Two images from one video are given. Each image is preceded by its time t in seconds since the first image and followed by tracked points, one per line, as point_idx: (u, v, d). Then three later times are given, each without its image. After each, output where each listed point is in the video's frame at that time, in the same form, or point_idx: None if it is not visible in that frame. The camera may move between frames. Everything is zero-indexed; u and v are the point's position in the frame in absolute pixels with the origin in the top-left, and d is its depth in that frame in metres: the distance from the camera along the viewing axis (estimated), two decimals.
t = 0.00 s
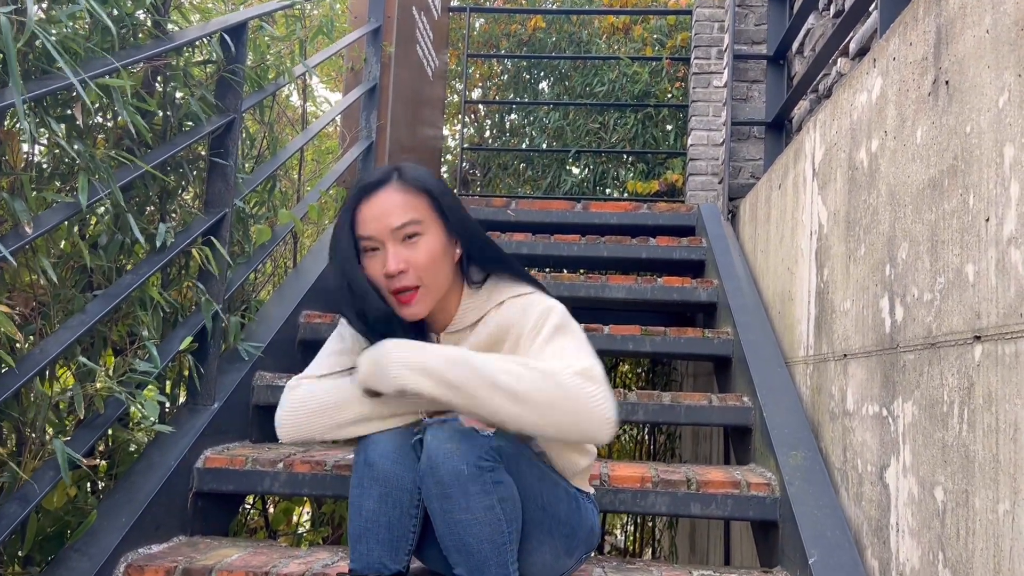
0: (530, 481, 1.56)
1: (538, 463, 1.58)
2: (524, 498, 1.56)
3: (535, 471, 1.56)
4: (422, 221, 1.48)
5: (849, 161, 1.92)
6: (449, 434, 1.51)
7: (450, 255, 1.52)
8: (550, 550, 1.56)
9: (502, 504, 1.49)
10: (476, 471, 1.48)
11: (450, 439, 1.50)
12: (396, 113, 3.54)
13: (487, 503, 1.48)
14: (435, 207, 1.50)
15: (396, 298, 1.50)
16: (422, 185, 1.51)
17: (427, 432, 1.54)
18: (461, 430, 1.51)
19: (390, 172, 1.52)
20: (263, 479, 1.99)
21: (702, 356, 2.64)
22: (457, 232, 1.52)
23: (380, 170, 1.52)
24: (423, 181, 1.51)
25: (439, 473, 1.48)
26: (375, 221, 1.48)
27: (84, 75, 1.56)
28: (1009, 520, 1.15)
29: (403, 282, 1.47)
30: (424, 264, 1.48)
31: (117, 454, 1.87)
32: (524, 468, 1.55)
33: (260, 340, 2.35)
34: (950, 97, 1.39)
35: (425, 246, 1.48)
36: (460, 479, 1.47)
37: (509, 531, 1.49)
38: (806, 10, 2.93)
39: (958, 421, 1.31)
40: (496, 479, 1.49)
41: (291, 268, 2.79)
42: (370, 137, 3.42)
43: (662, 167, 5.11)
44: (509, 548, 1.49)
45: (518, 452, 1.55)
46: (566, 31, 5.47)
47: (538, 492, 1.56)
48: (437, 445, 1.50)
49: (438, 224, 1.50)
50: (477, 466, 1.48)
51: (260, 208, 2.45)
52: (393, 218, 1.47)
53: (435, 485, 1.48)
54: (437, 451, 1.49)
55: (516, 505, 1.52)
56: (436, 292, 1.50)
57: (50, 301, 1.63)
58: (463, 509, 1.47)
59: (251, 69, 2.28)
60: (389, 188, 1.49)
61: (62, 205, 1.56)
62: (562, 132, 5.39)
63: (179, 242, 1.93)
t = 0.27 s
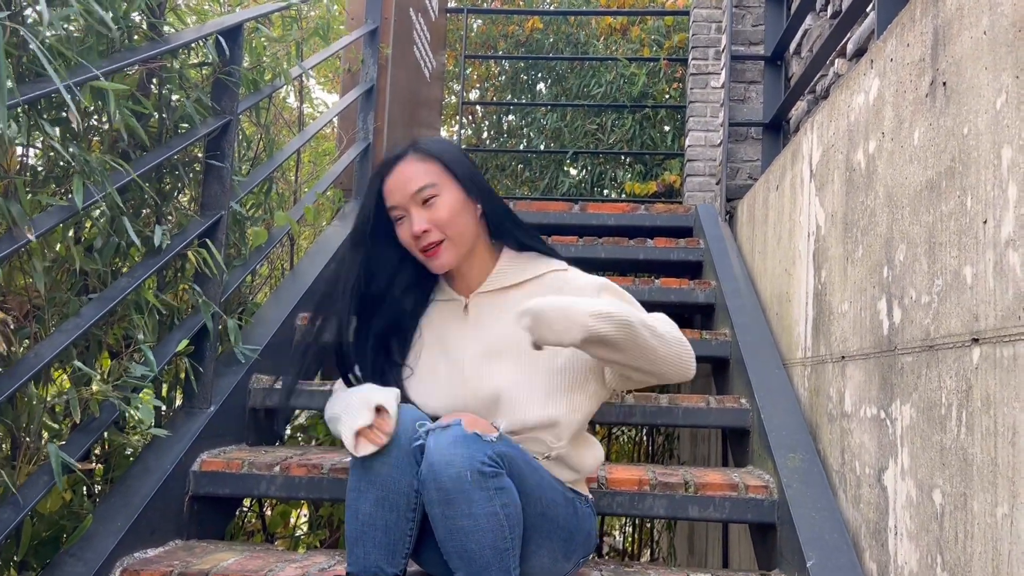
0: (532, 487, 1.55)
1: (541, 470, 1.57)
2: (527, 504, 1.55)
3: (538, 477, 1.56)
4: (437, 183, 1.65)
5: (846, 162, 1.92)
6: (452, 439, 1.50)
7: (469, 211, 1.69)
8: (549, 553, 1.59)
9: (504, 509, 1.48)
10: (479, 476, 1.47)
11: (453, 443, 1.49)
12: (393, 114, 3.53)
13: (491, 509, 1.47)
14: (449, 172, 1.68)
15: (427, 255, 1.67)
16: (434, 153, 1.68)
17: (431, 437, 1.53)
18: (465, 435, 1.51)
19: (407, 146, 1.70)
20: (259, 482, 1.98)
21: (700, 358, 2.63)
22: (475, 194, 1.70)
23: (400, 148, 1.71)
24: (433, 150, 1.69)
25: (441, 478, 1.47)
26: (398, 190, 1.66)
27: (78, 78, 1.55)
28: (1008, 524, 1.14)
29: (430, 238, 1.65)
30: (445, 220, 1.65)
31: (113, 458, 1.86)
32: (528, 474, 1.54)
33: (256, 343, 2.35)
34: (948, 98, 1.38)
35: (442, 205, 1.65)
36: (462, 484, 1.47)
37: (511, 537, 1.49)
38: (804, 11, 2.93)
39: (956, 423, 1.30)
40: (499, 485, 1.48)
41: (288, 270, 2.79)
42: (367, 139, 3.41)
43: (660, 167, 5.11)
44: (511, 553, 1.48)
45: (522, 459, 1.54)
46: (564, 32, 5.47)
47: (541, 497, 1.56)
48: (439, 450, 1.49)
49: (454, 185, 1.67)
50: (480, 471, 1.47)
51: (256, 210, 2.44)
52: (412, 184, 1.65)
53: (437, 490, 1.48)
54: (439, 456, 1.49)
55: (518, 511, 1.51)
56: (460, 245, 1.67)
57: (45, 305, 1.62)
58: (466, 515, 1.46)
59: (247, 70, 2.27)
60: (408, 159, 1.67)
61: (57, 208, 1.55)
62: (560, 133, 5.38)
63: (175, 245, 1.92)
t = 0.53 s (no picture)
0: (534, 490, 1.54)
1: (545, 473, 1.57)
2: (527, 507, 1.55)
3: (541, 481, 1.55)
4: (505, 186, 1.80)
5: (843, 165, 1.91)
6: (463, 434, 1.50)
7: (524, 216, 1.84)
8: (549, 559, 1.58)
9: (505, 511, 1.47)
10: (484, 475, 1.46)
11: (464, 438, 1.49)
12: (390, 116, 3.53)
13: (492, 510, 1.46)
14: (519, 176, 1.82)
15: (474, 245, 1.82)
16: (509, 155, 1.81)
17: (443, 430, 1.53)
18: (477, 432, 1.51)
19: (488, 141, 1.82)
20: (254, 487, 1.97)
21: (697, 360, 2.63)
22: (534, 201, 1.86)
23: (479, 139, 1.83)
24: (510, 152, 1.82)
25: (447, 472, 1.47)
26: (470, 177, 1.79)
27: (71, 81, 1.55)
28: (1007, 528, 1.13)
29: (483, 232, 1.80)
30: (502, 221, 1.79)
31: (108, 463, 1.86)
32: (531, 477, 1.54)
33: (252, 346, 2.34)
34: (944, 100, 1.38)
35: (505, 206, 1.80)
36: (467, 481, 1.46)
37: (509, 541, 1.47)
38: (800, 13, 2.93)
39: (954, 427, 1.30)
40: (502, 485, 1.48)
41: (285, 273, 2.78)
42: (364, 142, 3.41)
43: (657, 169, 5.14)
44: (506, 558, 1.47)
45: (527, 460, 1.53)
46: (560, 34, 5.46)
47: (542, 502, 1.55)
48: (449, 443, 1.49)
49: (519, 190, 1.82)
50: (486, 470, 1.47)
51: (252, 213, 2.43)
52: (485, 180, 1.78)
53: (441, 485, 1.47)
54: (448, 451, 1.48)
55: (518, 515, 1.50)
56: (507, 246, 1.82)
57: (38, 310, 1.61)
58: (466, 513, 1.45)
59: (242, 73, 2.26)
60: (485, 154, 1.80)
61: (50, 213, 1.55)
62: (557, 135, 5.37)
63: (169, 249, 1.92)
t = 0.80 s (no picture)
0: (521, 496, 1.53)
1: (531, 478, 1.55)
2: (515, 513, 1.53)
3: (526, 486, 1.53)
4: (521, 214, 1.76)
5: (839, 168, 1.90)
6: (444, 439, 1.50)
7: (538, 240, 1.81)
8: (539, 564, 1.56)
9: (490, 516, 1.46)
10: (466, 479, 1.45)
11: (444, 443, 1.49)
12: (385, 120, 3.52)
13: (475, 514, 1.45)
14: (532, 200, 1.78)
15: (489, 268, 1.80)
16: (524, 182, 1.77)
17: (424, 436, 1.54)
18: (458, 437, 1.51)
19: (503, 166, 1.78)
20: (248, 493, 1.96)
21: (693, 364, 2.62)
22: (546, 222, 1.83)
23: (493, 163, 1.78)
24: (526, 178, 1.78)
25: (428, 477, 1.46)
26: (484, 205, 1.75)
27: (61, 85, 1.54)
28: (1005, 533, 1.13)
29: (498, 259, 1.77)
30: (518, 247, 1.77)
31: (100, 469, 1.85)
32: (516, 482, 1.52)
33: (246, 351, 2.33)
34: (940, 103, 1.37)
35: (520, 232, 1.77)
36: (448, 485, 1.45)
37: (495, 546, 1.46)
38: (796, 16, 2.92)
39: (951, 432, 1.29)
40: (486, 490, 1.46)
41: (279, 278, 2.77)
42: (359, 145, 3.40)
43: (654, 173, 5.09)
44: (494, 563, 1.45)
45: (512, 464, 1.52)
46: (556, 38, 5.46)
47: (529, 507, 1.54)
48: (430, 448, 1.49)
49: (534, 215, 1.79)
50: (468, 474, 1.46)
51: (246, 218, 2.42)
52: (500, 208, 1.75)
53: (424, 490, 1.47)
54: (429, 456, 1.48)
55: (504, 520, 1.48)
56: (522, 270, 1.80)
57: (28, 315, 1.60)
58: (449, 518, 1.45)
59: (236, 77, 2.25)
60: (501, 181, 1.76)
61: (39, 218, 1.53)
62: (553, 138, 5.35)
63: (162, 253, 1.91)
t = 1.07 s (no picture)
0: (522, 505, 1.52)
1: (532, 487, 1.55)
2: (515, 523, 1.52)
3: (527, 495, 1.53)
4: (519, 197, 1.76)
5: (834, 173, 1.90)
6: (447, 447, 1.48)
7: (533, 230, 1.80)
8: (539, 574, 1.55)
9: (491, 526, 1.45)
10: (469, 488, 1.44)
11: (447, 451, 1.47)
12: (380, 125, 3.51)
13: (477, 525, 1.44)
14: (534, 188, 1.78)
15: (479, 253, 1.78)
16: (527, 167, 1.77)
17: (427, 444, 1.52)
18: (461, 445, 1.49)
19: (507, 149, 1.79)
20: (241, 501, 1.95)
21: (689, 369, 2.61)
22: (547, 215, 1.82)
23: (500, 146, 1.79)
24: (529, 164, 1.77)
25: (431, 487, 1.45)
26: (484, 183, 1.75)
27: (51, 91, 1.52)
28: (1003, 541, 1.12)
29: (490, 240, 1.76)
30: (511, 232, 1.76)
31: (92, 477, 1.83)
32: (517, 491, 1.51)
33: (239, 358, 2.31)
34: (935, 108, 1.37)
35: (516, 216, 1.76)
36: (451, 495, 1.44)
37: (496, 557, 1.45)
38: (790, 20, 2.92)
39: (947, 439, 1.28)
40: (488, 499, 1.45)
41: (273, 283, 2.76)
42: (353, 150, 3.39)
43: (649, 177, 5.09)
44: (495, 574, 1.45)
45: (513, 473, 1.51)
46: (551, 42, 5.46)
47: (530, 517, 1.53)
48: (433, 457, 1.47)
49: (532, 203, 1.78)
50: (471, 483, 1.44)
51: (239, 223, 2.40)
52: (498, 188, 1.75)
53: (426, 500, 1.45)
54: (432, 465, 1.46)
55: (505, 530, 1.47)
56: (512, 258, 1.78)
57: (18, 323, 1.60)
58: (451, 528, 1.43)
59: (229, 82, 2.24)
60: (502, 162, 1.76)
61: (29, 225, 1.52)
62: (548, 143, 5.35)
63: (154, 260, 1.89)
